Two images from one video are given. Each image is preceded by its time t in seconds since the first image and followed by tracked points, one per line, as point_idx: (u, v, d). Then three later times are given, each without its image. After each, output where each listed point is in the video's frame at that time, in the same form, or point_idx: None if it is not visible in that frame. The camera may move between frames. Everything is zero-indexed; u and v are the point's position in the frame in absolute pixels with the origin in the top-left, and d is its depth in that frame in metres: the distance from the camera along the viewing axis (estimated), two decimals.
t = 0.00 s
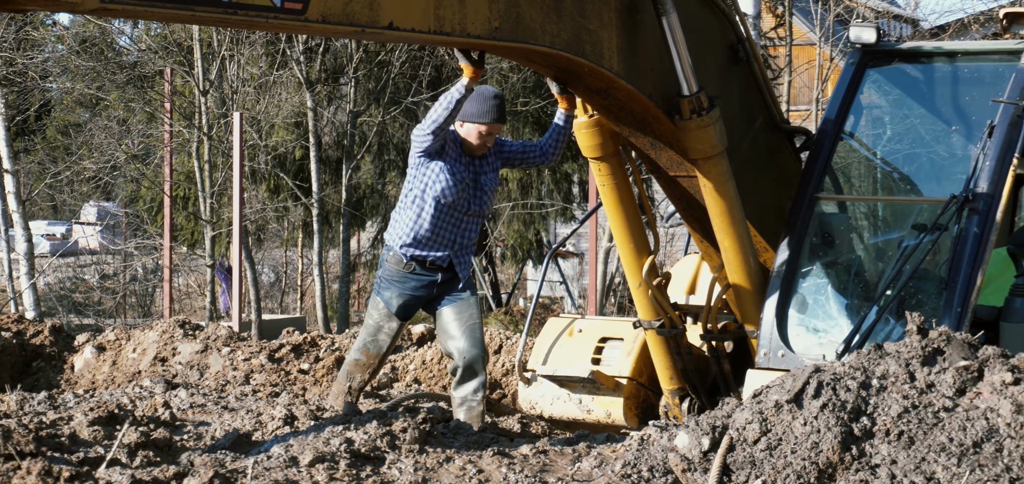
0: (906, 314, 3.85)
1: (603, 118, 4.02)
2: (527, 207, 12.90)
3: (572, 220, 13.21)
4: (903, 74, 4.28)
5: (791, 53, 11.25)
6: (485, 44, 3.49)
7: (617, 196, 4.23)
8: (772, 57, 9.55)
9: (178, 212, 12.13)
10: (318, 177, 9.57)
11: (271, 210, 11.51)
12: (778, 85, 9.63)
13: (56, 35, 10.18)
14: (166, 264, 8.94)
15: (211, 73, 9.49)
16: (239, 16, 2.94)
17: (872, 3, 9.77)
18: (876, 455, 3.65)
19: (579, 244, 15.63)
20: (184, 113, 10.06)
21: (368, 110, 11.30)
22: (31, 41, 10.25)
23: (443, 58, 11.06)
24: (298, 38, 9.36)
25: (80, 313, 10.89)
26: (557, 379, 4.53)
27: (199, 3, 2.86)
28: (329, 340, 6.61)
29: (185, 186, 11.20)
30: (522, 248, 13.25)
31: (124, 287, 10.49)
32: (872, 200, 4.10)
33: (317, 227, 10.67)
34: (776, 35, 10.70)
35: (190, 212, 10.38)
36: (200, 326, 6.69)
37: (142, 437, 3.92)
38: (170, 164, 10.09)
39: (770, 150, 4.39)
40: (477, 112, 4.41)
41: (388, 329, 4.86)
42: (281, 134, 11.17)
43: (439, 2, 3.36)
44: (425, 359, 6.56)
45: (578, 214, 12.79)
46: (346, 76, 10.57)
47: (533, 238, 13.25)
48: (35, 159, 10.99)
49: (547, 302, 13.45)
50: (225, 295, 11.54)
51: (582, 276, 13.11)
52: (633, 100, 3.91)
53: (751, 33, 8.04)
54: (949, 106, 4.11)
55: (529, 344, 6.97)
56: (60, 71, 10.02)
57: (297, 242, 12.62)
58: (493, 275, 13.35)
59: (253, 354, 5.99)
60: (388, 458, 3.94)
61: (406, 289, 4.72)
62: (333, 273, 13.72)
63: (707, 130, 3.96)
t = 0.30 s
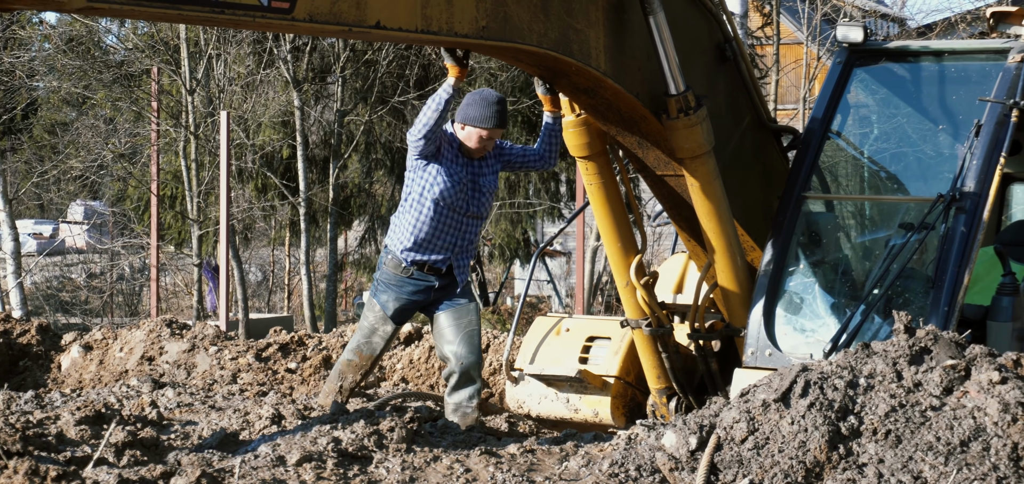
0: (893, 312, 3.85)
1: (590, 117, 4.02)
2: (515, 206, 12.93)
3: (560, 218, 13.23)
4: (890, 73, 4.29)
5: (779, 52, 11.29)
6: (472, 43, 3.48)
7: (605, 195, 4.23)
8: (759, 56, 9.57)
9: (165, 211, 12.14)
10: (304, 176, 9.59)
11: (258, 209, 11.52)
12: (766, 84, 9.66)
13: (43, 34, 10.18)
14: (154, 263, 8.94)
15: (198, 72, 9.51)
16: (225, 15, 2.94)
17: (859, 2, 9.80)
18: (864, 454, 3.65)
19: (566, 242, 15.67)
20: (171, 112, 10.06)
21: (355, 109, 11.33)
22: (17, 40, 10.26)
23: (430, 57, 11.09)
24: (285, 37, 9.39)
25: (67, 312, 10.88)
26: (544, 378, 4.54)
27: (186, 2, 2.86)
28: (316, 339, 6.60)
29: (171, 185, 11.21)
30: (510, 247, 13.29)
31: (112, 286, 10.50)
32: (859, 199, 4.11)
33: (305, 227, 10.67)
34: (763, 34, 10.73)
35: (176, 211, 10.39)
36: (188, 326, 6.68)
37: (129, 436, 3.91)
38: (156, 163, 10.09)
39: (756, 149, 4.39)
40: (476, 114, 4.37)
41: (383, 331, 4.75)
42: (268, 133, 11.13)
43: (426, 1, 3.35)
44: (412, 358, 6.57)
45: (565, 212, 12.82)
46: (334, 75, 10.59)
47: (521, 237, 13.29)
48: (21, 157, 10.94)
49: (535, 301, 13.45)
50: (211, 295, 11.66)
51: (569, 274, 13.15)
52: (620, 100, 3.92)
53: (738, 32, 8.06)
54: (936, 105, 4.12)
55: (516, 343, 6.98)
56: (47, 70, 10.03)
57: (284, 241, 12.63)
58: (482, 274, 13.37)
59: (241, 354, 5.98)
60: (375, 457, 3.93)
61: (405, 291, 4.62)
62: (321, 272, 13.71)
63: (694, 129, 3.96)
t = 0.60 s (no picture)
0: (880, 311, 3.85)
1: (577, 116, 4.03)
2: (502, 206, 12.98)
3: (548, 217, 13.25)
4: (877, 72, 4.29)
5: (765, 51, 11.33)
6: (459, 41, 3.48)
7: (592, 194, 4.24)
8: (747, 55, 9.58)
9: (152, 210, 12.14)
10: (292, 175, 9.60)
11: (245, 208, 11.51)
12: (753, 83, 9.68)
13: (30, 33, 10.19)
14: (141, 263, 8.95)
15: (185, 71, 9.52)
16: (212, 14, 2.94)
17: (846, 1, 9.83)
18: (851, 453, 3.65)
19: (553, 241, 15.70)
20: (158, 111, 10.07)
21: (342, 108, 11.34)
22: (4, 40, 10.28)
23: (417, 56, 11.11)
24: (272, 36, 9.40)
25: (54, 311, 10.87)
26: (532, 377, 4.55)
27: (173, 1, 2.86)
28: (303, 338, 6.59)
29: (159, 185, 11.21)
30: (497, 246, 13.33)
31: (99, 286, 10.51)
32: (846, 198, 4.12)
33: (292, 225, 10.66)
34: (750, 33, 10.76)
35: (163, 210, 10.39)
36: (175, 325, 6.68)
37: (116, 435, 3.90)
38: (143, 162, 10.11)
39: (742, 148, 4.40)
40: (488, 120, 4.23)
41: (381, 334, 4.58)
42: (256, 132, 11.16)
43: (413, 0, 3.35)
44: (400, 357, 6.63)
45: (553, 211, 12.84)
46: (321, 74, 10.61)
47: (509, 236, 13.31)
48: (7, 157, 10.80)
49: (522, 300, 13.44)
50: (198, 293, 11.69)
51: (556, 273, 13.18)
52: (608, 98, 3.92)
53: (725, 31, 8.08)
54: (923, 104, 4.12)
55: (503, 343, 6.99)
56: (33, 69, 10.07)
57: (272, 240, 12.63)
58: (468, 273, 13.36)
59: (228, 353, 5.98)
60: (362, 456, 3.92)
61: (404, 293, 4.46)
62: (309, 271, 13.69)
63: (682, 128, 3.96)
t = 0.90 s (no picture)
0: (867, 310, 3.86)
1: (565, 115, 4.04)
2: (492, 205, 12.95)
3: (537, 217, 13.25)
4: (865, 71, 4.30)
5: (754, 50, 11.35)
6: (448, 41, 3.47)
7: (580, 193, 4.26)
8: (734, 54, 9.59)
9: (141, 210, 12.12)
10: (279, 174, 9.62)
11: (233, 208, 11.51)
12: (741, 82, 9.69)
13: (17, 32, 10.21)
14: (128, 262, 8.96)
15: (173, 70, 9.53)
16: (199, 14, 2.93)
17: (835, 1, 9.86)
18: (838, 452, 3.65)
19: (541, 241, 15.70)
20: (146, 111, 10.07)
21: (329, 107, 11.24)
22: None
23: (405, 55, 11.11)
24: (260, 36, 9.41)
25: (42, 311, 10.86)
26: (519, 376, 4.57)
27: None
28: (290, 338, 6.58)
29: (146, 184, 11.21)
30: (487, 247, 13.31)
31: (86, 285, 10.53)
32: (834, 197, 4.12)
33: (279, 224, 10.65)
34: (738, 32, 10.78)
35: (151, 210, 10.39)
36: (162, 324, 6.68)
37: (104, 435, 3.90)
38: (131, 162, 10.12)
39: (730, 147, 4.41)
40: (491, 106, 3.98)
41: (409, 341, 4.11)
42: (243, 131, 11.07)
43: None
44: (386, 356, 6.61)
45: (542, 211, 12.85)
46: (309, 74, 10.61)
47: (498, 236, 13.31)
48: None
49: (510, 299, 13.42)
50: (186, 293, 11.70)
51: (544, 272, 13.18)
52: (595, 98, 3.93)
53: (713, 30, 8.10)
54: (910, 103, 4.13)
55: (492, 342, 6.97)
56: (20, 68, 10.09)
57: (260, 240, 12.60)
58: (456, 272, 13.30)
59: (215, 352, 5.97)
60: (350, 455, 3.92)
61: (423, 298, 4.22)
62: (297, 271, 13.64)
63: (669, 127, 3.96)
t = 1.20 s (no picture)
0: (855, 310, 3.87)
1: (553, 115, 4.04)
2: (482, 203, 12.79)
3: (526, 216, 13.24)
4: (852, 71, 4.30)
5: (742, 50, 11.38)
6: (436, 40, 3.46)
7: (568, 192, 4.27)
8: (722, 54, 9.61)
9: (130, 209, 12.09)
10: (268, 173, 9.64)
11: (222, 208, 11.50)
12: (730, 82, 9.71)
13: (5, 32, 10.21)
14: (116, 262, 8.97)
15: (162, 69, 9.53)
16: (187, 13, 2.92)
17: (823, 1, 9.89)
18: (826, 451, 3.64)
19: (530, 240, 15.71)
20: (134, 110, 10.07)
21: (318, 106, 11.19)
22: None
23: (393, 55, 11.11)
24: (249, 35, 9.42)
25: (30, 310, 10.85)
26: (507, 375, 4.59)
27: None
28: (278, 338, 6.59)
29: (135, 183, 11.21)
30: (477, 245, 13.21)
31: (75, 284, 10.54)
32: (822, 197, 4.13)
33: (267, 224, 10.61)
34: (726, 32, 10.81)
35: (139, 209, 10.39)
36: (150, 323, 6.69)
37: (92, 434, 3.89)
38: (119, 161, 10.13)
39: (718, 146, 4.42)
40: (472, 101, 4.00)
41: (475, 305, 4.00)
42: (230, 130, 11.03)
43: None
44: (374, 355, 6.31)
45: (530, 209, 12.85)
46: (297, 73, 10.61)
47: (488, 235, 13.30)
48: None
49: (498, 298, 13.38)
50: (175, 292, 11.71)
51: (533, 271, 13.18)
52: (583, 97, 3.93)
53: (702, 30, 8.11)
54: (898, 103, 4.13)
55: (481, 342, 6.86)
56: (8, 67, 10.10)
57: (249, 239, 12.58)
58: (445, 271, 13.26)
59: (203, 352, 5.97)
60: (338, 455, 3.91)
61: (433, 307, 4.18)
62: (284, 271, 13.53)
63: (657, 126, 3.97)
